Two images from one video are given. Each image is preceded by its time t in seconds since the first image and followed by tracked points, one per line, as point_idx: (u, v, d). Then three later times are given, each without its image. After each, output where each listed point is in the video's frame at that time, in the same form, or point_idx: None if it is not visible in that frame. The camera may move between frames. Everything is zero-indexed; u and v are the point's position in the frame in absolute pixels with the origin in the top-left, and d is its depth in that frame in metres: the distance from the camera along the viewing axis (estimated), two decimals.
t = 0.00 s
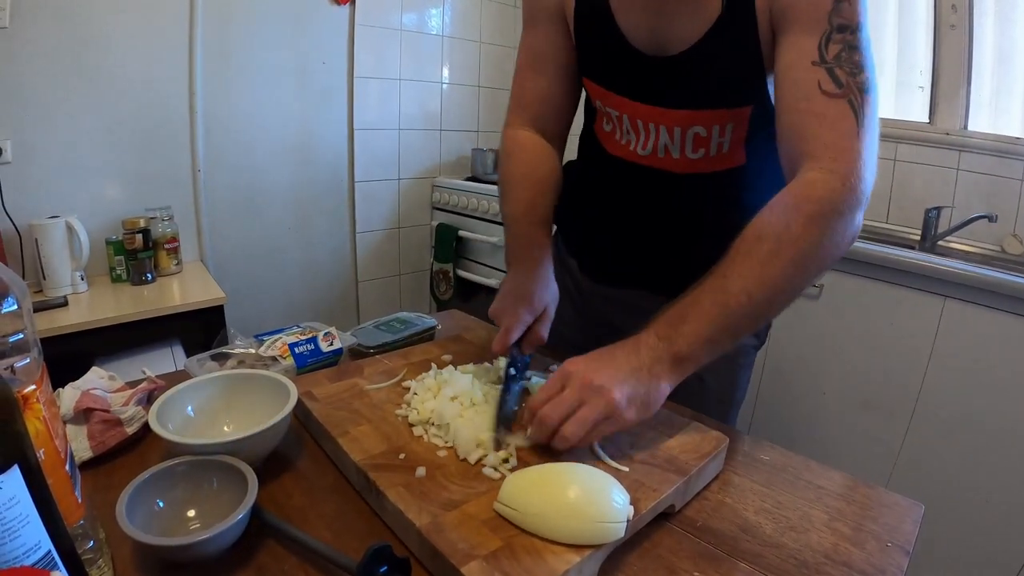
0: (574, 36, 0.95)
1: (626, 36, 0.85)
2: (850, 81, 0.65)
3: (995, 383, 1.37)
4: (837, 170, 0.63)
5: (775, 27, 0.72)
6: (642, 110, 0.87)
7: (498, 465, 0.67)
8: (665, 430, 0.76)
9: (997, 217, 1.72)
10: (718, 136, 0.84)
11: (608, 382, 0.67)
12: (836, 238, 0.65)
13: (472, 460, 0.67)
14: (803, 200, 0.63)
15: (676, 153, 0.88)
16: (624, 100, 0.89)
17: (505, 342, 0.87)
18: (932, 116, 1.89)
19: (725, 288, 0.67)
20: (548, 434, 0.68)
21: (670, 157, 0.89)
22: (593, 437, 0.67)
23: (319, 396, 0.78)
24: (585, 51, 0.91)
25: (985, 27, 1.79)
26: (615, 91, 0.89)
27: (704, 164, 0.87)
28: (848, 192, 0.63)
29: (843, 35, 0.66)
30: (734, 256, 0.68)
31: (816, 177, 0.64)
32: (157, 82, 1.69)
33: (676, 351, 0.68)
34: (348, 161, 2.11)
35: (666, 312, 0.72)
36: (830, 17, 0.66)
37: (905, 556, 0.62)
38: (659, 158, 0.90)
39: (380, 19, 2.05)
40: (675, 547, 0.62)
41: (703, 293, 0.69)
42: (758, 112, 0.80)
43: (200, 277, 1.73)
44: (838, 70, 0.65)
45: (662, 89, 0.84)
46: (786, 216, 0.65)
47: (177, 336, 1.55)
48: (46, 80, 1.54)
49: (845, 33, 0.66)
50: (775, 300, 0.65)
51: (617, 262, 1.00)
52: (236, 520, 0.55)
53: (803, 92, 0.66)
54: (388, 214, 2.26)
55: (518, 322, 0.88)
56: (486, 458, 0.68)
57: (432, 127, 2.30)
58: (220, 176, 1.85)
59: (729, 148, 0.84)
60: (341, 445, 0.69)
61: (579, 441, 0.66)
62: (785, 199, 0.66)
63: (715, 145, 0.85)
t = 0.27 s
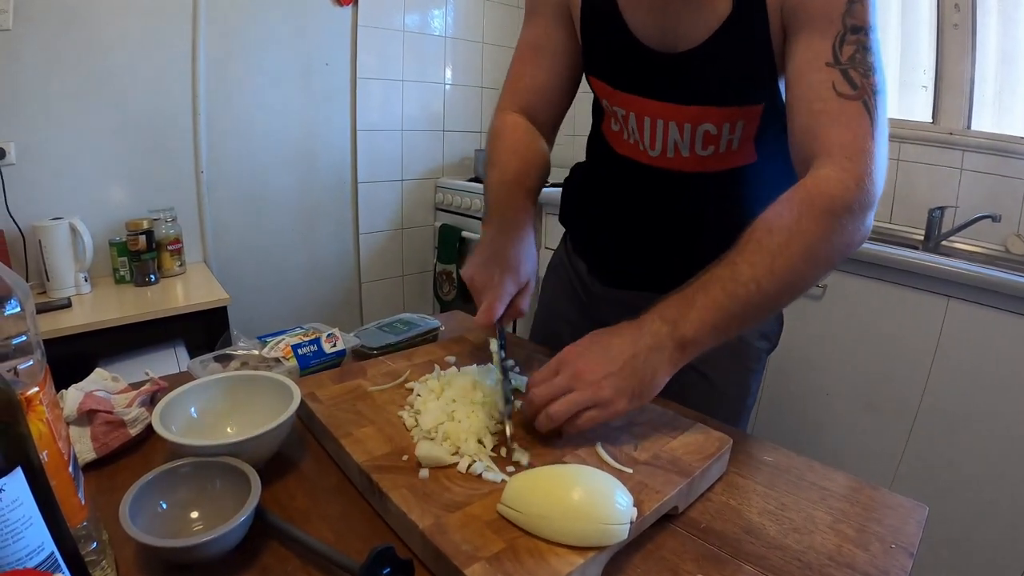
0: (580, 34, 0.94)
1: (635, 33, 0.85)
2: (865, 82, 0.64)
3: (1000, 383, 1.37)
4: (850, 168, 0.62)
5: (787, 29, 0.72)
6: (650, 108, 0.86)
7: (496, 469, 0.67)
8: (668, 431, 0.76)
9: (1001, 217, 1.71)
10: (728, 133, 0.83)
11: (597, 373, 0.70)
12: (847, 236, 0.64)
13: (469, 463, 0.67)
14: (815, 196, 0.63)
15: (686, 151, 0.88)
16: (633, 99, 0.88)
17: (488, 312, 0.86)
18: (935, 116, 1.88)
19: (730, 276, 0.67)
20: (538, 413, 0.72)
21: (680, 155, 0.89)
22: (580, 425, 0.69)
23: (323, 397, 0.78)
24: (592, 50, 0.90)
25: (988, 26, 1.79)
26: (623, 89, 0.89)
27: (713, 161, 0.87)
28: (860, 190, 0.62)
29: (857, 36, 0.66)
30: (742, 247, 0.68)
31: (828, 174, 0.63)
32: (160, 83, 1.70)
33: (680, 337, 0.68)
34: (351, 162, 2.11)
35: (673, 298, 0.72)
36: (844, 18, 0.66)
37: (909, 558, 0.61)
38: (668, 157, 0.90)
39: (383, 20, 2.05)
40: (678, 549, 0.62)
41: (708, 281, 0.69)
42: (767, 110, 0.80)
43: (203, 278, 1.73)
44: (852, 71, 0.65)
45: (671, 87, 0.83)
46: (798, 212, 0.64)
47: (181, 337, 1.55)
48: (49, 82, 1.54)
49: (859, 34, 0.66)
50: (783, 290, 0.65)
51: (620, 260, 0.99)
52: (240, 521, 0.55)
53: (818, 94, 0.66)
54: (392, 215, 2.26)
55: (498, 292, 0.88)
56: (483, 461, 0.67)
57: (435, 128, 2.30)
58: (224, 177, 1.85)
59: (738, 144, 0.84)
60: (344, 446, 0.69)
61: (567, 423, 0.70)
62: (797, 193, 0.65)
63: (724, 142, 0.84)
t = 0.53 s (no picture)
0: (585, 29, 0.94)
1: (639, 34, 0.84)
2: (876, 70, 0.63)
3: (1005, 383, 1.36)
4: (864, 162, 0.61)
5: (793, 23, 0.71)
6: (653, 103, 0.86)
7: (499, 470, 0.66)
8: (672, 431, 0.75)
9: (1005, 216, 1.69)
10: (732, 130, 0.82)
11: (600, 364, 0.73)
12: (872, 230, 0.63)
13: (473, 464, 0.66)
14: (827, 195, 0.62)
15: (689, 149, 0.87)
16: (637, 94, 0.88)
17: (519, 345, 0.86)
18: (940, 114, 1.87)
19: (740, 282, 0.67)
20: (551, 396, 0.76)
21: (683, 152, 0.88)
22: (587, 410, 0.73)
23: (325, 397, 0.78)
24: (597, 46, 0.90)
25: (992, 24, 1.78)
26: (627, 85, 0.88)
27: (717, 159, 0.86)
28: (877, 184, 0.61)
29: (865, 24, 0.64)
30: (756, 249, 0.68)
31: (841, 172, 0.62)
32: (162, 83, 1.70)
33: (685, 338, 0.69)
34: (353, 162, 2.11)
35: (681, 306, 0.73)
36: (852, 6, 0.64)
37: (915, 559, 0.61)
38: (671, 155, 0.89)
39: (385, 19, 2.05)
40: (682, 550, 0.62)
41: (718, 286, 0.70)
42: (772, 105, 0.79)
43: (206, 278, 1.73)
44: (861, 60, 0.64)
45: (674, 83, 0.83)
46: (812, 211, 0.64)
47: (184, 337, 1.56)
48: (52, 81, 1.54)
49: (866, 22, 0.64)
50: (798, 293, 0.65)
51: (626, 261, 0.99)
52: (241, 522, 0.55)
53: (824, 86, 0.65)
54: (394, 215, 2.26)
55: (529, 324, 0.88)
56: (486, 462, 0.67)
57: (437, 127, 2.30)
58: (226, 177, 1.86)
59: (742, 142, 0.83)
60: (346, 446, 0.69)
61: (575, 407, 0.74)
62: (809, 193, 0.65)
63: (728, 140, 0.83)
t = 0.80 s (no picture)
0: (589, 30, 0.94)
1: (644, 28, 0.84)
2: (875, 73, 0.63)
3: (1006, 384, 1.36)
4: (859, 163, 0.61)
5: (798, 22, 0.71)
6: (659, 103, 0.86)
7: (498, 470, 0.66)
8: (671, 431, 0.75)
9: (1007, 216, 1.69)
10: (739, 129, 0.82)
11: (590, 364, 0.73)
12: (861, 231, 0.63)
13: (472, 464, 0.66)
14: (821, 195, 0.62)
15: (695, 147, 0.87)
16: (642, 93, 0.87)
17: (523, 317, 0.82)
18: (941, 114, 1.87)
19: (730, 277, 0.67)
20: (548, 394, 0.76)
21: (690, 151, 0.88)
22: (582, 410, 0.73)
23: (324, 397, 0.78)
24: (600, 45, 0.90)
25: (993, 23, 1.78)
26: (632, 84, 0.88)
27: (724, 157, 0.86)
28: (869, 186, 0.61)
29: (869, 25, 0.64)
30: (748, 245, 0.68)
31: (835, 171, 0.62)
32: (163, 83, 1.70)
33: (677, 335, 0.69)
34: (354, 162, 2.11)
35: (671, 303, 0.73)
36: (857, 6, 0.64)
37: (915, 559, 0.61)
38: (677, 153, 0.89)
39: (386, 19, 2.05)
40: (681, 549, 0.62)
41: (709, 282, 0.69)
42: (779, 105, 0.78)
43: (207, 278, 1.74)
44: (861, 62, 0.63)
45: (681, 82, 0.82)
46: (804, 209, 0.64)
47: (184, 336, 1.56)
48: (53, 80, 1.55)
49: (870, 24, 0.64)
50: (788, 290, 0.64)
51: (630, 262, 0.99)
52: (239, 521, 0.55)
53: (824, 85, 0.65)
54: (395, 215, 2.26)
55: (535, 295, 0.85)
56: (485, 461, 0.67)
57: (437, 127, 2.30)
58: (227, 177, 1.86)
59: (749, 140, 0.83)
60: (345, 446, 0.69)
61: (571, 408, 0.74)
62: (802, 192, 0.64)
63: (735, 138, 0.83)
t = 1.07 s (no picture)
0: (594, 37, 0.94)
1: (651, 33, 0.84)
2: (885, 81, 0.62)
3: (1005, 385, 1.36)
4: (866, 175, 0.61)
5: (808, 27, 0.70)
6: (671, 107, 0.85)
7: (498, 473, 0.66)
8: (671, 434, 0.75)
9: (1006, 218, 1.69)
10: (752, 136, 0.81)
11: (601, 372, 0.73)
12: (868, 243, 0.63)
13: (473, 467, 0.66)
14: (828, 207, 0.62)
15: (708, 153, 0.86)
16: (653, 99, 0.87)
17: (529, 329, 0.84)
18: (941, 116, 1.87)
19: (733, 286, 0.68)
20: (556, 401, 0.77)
21: (701, 157, 0.87)
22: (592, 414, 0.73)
23: (325, 399, 0.78)
24: (609, 53, 0.89)
25: (993, 26, 1.78)
26: (644, 90, 0.88)
27: (737, 164, 0.85)
28: (877, 198, 0.61)
29: (880, 32, 0.63)
30: (755, 257, 0.68)
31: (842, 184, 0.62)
32: (163, 84, 1.70)
33: (685, 348, 0.69)
34: (354, 164, 2.11)
35: (680, 313, 0.73)
36: (868, 12, 0.64)
37: (914, 562, 0.61)
38: (689, 159, 0.88)
39: (386, 21, 2.05)
40: (681, 552, 0.62)
41: (714, 292, 0.70)
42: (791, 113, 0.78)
43: (207, 279, 1.74)
44: (872, 70, 0.63)
45: (694, 85, 0.82)
46: (811, 221, 0.64)
47: (184, 338, 1.56)
48: (52, 81, 1.55)
49: (881, 29, 0.63)
50: (793, 301, 0.65)
51: (642, 269, 1.00)
52: (240, 524, 0.55)
53: (834, 94, 0.64)
54: (394, 217, 2.26)
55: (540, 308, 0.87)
56: (485, 465, 0.67)
57: (437, 129, 2.30)
58: (227, 178, 1.86)
59: (763, 148, 0.82)
60: (345, 449, 0.69)
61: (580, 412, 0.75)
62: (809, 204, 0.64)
63: (748, 146, 0.83)
